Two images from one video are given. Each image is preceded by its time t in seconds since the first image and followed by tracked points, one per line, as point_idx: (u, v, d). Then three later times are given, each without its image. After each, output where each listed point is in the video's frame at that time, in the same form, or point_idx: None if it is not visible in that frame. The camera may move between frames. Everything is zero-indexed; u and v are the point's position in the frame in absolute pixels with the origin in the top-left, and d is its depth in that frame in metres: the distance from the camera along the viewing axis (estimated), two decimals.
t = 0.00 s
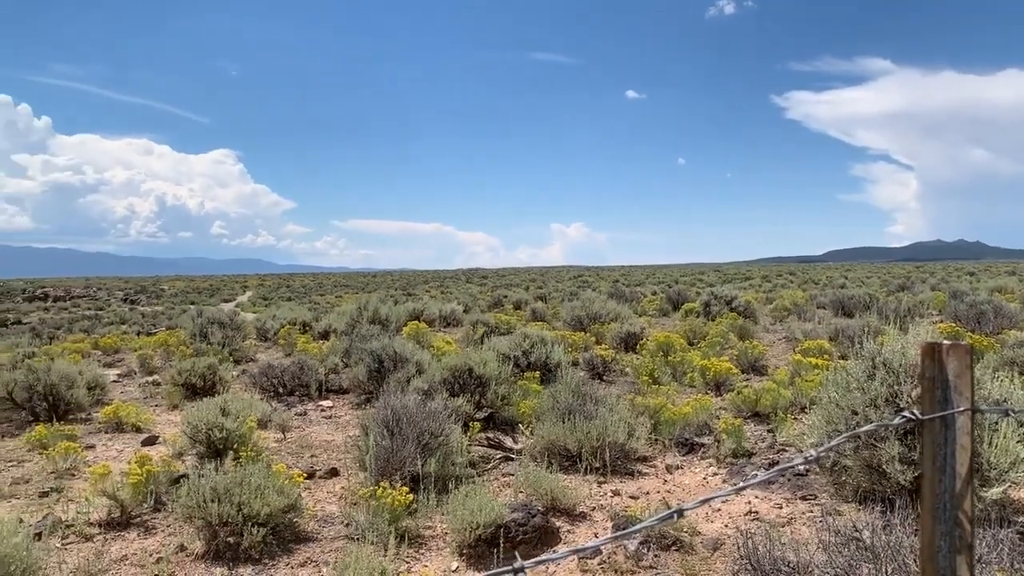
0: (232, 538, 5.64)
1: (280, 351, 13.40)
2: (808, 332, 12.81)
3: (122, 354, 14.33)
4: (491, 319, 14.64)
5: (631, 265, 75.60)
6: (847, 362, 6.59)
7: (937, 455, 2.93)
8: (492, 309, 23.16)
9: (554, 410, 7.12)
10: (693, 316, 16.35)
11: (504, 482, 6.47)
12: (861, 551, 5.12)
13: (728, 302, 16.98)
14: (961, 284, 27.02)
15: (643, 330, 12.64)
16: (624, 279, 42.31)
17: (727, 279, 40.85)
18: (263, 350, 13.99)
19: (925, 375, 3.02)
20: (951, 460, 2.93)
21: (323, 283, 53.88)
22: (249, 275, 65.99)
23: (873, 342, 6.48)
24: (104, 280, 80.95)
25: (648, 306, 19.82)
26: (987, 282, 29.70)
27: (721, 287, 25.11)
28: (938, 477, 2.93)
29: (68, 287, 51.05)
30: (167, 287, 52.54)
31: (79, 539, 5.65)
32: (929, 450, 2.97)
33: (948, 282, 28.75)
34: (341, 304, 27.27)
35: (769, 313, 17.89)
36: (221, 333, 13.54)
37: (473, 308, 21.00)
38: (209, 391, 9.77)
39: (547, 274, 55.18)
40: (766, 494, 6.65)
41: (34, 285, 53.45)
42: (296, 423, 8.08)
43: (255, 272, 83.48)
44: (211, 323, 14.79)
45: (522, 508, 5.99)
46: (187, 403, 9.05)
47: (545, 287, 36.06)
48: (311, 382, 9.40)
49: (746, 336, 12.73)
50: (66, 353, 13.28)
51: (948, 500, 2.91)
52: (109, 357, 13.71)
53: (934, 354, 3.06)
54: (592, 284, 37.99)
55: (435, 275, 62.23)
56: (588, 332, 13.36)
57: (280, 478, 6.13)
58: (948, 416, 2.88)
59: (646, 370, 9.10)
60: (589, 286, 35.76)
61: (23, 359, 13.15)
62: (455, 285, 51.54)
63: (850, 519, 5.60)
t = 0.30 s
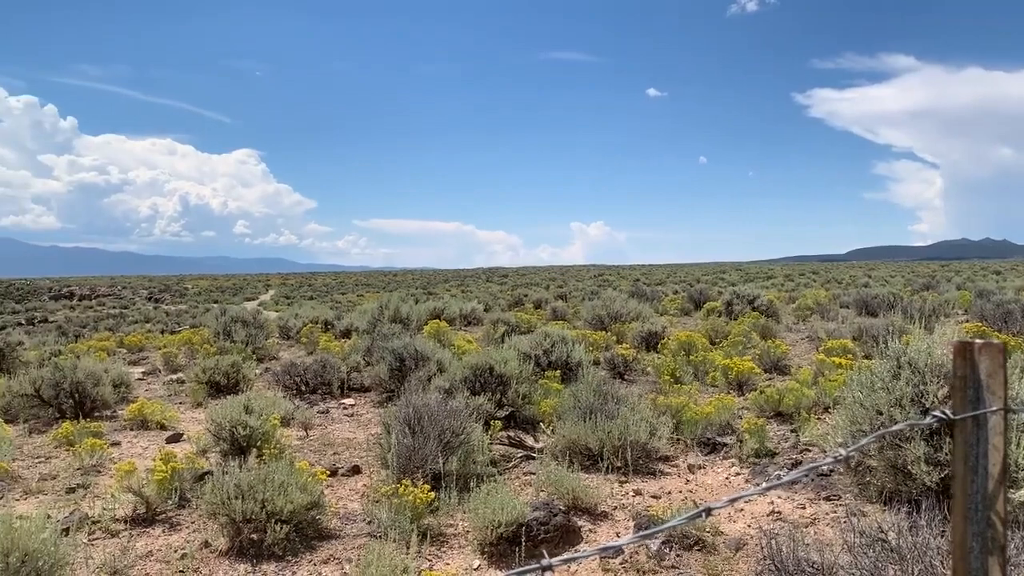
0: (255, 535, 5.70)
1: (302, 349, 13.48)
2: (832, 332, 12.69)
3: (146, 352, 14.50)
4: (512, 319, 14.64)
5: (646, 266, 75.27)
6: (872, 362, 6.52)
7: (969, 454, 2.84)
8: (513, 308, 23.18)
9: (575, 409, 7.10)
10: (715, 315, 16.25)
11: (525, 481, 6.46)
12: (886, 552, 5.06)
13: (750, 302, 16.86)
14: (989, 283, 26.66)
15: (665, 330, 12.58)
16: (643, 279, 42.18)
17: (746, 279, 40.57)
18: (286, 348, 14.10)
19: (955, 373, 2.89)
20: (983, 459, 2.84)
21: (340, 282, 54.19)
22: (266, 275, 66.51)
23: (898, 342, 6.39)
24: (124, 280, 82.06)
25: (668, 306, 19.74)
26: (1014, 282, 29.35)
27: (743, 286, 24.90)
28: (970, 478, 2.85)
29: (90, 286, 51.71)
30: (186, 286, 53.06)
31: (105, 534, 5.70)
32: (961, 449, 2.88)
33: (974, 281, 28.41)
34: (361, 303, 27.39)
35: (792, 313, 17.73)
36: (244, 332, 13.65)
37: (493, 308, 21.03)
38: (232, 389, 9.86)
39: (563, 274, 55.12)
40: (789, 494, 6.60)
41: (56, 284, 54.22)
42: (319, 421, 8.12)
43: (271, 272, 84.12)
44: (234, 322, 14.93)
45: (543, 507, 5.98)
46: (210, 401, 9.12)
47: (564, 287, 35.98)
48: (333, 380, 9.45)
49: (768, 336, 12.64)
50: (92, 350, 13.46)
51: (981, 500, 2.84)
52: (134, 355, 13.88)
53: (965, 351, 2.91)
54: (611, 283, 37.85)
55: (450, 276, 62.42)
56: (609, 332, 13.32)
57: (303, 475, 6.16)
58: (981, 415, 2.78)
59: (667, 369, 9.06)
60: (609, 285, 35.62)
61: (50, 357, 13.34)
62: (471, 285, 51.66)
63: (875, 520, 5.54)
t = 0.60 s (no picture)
0: (276, 531, 5.73)
1: (322, 347, 13.55)
2: (854, 331, 12.57)
3: (167, 349, 14.63)
4: (531, 317, 14.63)
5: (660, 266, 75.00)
6: (896, 362, 6.44)
7: (999, 456, 2.77)
8: (531, 306, 23.18)
9: (595, 408, 7.07)
10: (736, 314, 16.17)
11: (544, 480, 6.45)
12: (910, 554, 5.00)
13: (771, 301, 16.74)
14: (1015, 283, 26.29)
15: (686, 329, 12.51)
16: (660, 279, 42.02)
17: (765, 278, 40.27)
18: (306, 346, 14.17)
19: (987, 374, 2.83)
20: (1014, 461, 2.75)
21: (356, 281, 54.47)
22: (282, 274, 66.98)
23: (922, 342, 6.31)
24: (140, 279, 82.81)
25: (688, 305, 19.64)
26: None
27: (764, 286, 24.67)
28: (1000, 480, 2.77)
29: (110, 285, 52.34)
30: (204, 284, 53.56)
31: (128, 530, 5.76)
32: (991, 450, 2.81)
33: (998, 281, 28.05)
34: (379, 301, 27.49)
35: (813, 313, 17.56)
36: (265, 329, 13.75)
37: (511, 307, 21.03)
38: (253, 386, 9.92)
39: (577, 274, 55.04)
40: (811, 495, 6.54)
41: (77, 283, 54.94)
42: (339, 419, 8.15)
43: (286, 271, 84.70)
44: (255, 319, 15.04)
45: (563, 506, 5.97)
46: (231, 398, 9.19)
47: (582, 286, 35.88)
48: (353, 378, 9.48)
49: (790, 335, 12.55)
50: (115, 347, 13.60)
51: (1012, 502, 2.76)
52: (156, 352, 14.02)
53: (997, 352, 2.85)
54: (630, 283, 37.70)
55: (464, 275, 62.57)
56: (628, 331, 13.28)
57: (323, 472, 6.19)
58: (1012, 418, 2.70)
59: (688, 368, 9.01)
60: (627, 284, 35.46)
61: (75, 354, 13.52)
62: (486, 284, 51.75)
63: (899, 521, 5.48)
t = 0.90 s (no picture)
0: (296, 529, 5.75)
1: (341, 346, 13.60)
2: (875, 332, 12.47)
3: (188, 348, 14.73)
4: (549, 317, 14.62)
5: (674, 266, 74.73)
6: (919, 363, 6.39)
7: None
8: (550, 306, 23.18)
9: (614, 408, 7.06)
10: (756, 315, 16.09)
11: (563, 480, 6.44)
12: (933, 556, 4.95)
13: (791, 302, 16.65)
14: None
15: (705, 329, 12.47)
16: (678, 278, 41.79)
17: (784, 278, 39.99)
18: (325, 345, 14.23)
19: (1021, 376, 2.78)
20: None
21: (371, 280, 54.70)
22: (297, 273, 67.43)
23: (946, 343, 6.25)
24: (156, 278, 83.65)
25: (707, 305, 19.57)
26: None
27: (784, 286, 24.50)
28: None
29: (129, 282, 52.87)
30: (222, 282, 53.96)
31: (150, 527, 5.81)
32: None
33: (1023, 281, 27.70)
34: (397, 300, 27.56)
35: (833, 313, 17.43)
36: (284, 328, 13.83)
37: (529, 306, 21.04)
38: (273, 384, 9.98)
39: (592, 274, 54.95)
40: (832, 497, 6.49)
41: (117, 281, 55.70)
42: (358, 417, 8.18)
43: (301, 271, 85.19)
44: (274, 318, 15.14)
45: (582, 506, 5.96)
46: (252, 396, 9.24)
47: (606, 285, 35.90)
48: (372, 376, 9.51)
49: (810, 336, 12.47)
50: (137, 345, 13.73)
51: None
52: (177, 350, 14.15)
53: None
54: (650, 282, 37.50)
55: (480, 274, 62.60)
56: (646, 330, 13.24)
57: (343, 471, 6.21)
58: None
59: (707, 369, 8.98)
60: (645, 284, 35.34)
61: (98, 352, 13.68)
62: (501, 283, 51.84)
63: (922, 523, 5.42)
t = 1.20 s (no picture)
0: (317, 528, 5.77)
1: (361, 346, 13.65)
2: (897, 334, 12.35)
3: (209, 347, 14.84)
4: (568, 317, 14.61)
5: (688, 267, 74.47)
6: (942, 365, 6.32)
7: None
8: (569, 306, 23.18)
9: (633, 409, 7.04)
10: (776, 316, 16.01)
11: (583, 481, 6.42)
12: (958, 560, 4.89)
13: (812, 303, 16.54)
14: None
15: (725, 330, 12.41)
16: (698, 279, 41.83)
17: (804, 279, 39.68)
18: (344, 344, 14.29)
19: None
20: None
21: (389, 280, 54.91)
22: (313, 273, 67.76)
23: (971, 344, 6.17)
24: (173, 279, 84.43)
25: (727, 305, 19.48)
26: None
27: (804, 287, 24.31)
28: None
29: (148, 282, 53.39)
30: (240, 283, 54.33)
31: (172, 525, 5.85)
32: None
33: None
34: (415, 301, 27.63)
35: (854, 315, 17.29)
36: (304, 328, 13.90)
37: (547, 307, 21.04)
38: (293, 384, 10.02)
39: (607, 274, 54.82)
40: (854, 499, 6.43)
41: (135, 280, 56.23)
42: (377, 417, 8.20)
43: (315, 272, 85.62)
44: (295, 318, 15.23)
45: (602, 507, 5.95)
46: (272, 395, 9.29)
47: (624, 285, 35.83)
48: (391, 376, 9.54)
49: (831, 337, 12.39)
50: (159, 344, 13.85)
51: None
52: (199, 350, 14.26)
53: None
54: (669, 283, 37.31)
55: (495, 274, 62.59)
56: (665, 331, 13.21)
57: (363, 470, 6.23)
58: None
59: (727, 370, 8.94)
60: (663, 285, 35.18)
61: (120, 351, 13.80)
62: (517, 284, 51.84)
63: (946, 527, 5.36)
